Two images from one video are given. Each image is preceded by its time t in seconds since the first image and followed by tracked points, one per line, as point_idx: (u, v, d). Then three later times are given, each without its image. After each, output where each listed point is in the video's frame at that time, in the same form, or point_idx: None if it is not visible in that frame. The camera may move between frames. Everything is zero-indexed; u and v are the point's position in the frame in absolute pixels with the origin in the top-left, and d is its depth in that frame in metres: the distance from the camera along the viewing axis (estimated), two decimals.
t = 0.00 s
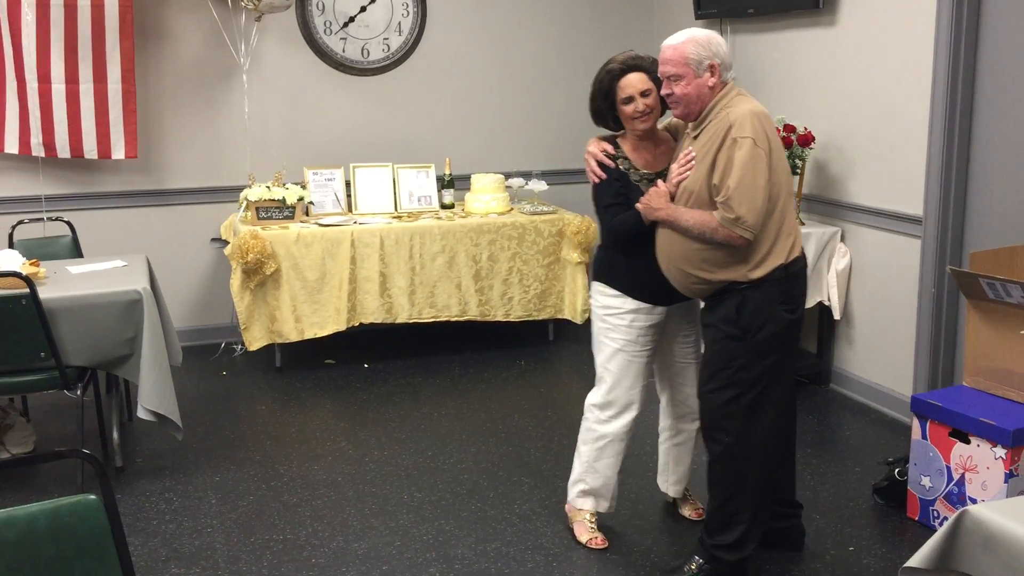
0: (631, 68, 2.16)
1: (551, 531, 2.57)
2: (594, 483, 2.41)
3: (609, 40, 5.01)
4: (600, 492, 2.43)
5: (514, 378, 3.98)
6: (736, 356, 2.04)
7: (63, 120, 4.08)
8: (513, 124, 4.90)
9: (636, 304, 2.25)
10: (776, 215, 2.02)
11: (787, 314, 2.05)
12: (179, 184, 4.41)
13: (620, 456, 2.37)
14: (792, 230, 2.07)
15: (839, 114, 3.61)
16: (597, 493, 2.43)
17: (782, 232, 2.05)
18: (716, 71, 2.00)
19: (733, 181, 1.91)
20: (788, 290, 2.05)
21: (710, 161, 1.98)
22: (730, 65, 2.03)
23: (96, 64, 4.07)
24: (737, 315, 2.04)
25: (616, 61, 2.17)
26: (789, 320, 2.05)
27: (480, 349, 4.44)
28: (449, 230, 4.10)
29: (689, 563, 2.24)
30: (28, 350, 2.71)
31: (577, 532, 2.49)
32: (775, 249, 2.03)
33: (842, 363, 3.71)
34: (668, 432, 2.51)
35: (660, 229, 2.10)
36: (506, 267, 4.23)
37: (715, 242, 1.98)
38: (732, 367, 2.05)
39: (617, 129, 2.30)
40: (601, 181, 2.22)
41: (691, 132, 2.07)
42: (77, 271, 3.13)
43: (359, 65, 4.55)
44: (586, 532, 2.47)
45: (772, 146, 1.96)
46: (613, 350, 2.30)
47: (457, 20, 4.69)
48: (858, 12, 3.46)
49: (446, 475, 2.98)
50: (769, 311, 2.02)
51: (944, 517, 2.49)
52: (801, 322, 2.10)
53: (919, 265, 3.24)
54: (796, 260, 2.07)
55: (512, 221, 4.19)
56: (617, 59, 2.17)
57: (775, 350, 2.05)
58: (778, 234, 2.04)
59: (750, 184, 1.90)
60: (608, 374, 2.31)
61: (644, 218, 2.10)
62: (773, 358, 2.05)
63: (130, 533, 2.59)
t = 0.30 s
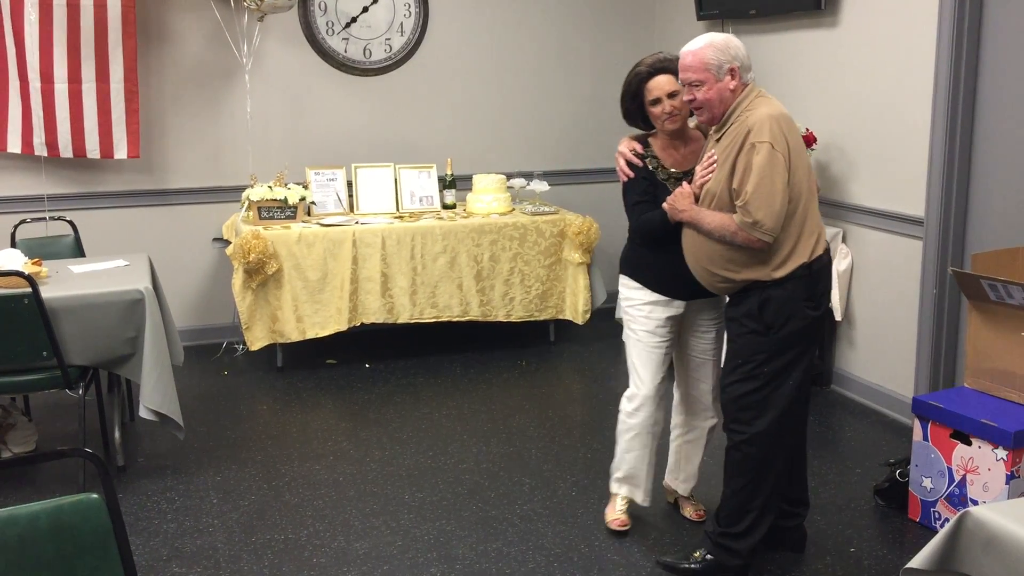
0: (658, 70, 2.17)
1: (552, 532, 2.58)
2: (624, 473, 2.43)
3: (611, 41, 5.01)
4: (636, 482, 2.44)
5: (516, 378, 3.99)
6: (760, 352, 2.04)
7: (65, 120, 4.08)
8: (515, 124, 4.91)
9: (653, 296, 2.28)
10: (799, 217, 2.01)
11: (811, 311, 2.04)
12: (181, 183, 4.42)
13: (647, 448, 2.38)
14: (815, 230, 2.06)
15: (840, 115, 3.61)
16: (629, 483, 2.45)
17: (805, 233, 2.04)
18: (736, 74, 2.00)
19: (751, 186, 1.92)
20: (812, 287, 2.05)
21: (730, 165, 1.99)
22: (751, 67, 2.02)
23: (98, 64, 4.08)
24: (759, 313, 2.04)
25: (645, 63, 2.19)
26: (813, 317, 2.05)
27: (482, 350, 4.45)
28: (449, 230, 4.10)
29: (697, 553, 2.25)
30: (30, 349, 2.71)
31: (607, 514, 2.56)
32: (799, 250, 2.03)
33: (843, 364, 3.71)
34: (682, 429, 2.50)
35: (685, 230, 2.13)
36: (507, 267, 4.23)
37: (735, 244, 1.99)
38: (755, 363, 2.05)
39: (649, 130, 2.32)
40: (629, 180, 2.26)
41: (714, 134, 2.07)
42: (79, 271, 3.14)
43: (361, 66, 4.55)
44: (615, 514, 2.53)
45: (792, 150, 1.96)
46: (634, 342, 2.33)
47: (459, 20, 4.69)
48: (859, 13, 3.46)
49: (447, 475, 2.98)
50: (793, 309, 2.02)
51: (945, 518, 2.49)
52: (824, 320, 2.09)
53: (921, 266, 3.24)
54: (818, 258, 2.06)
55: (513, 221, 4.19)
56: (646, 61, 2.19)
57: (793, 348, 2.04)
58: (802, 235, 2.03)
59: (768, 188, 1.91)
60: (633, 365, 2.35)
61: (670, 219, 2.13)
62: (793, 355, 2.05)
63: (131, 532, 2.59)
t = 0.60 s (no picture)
0: (676, 67, 2.16)
1: (554, 531, 2.58)
2: (633, 472, 2.42)
3: (612, 41, 5.01)
4: (641, 482, 2.43)
5: (517, 378, 3.99)
6: (767, 349, 2.04)
7: (67, 120, 4.09)
8: (516, 124, 4.91)
9: (665, 296, 2.27)
10: (806, 212, 2.01)
11: (820, 308, 2.03)
12: (182, 183, 4.42)
13: (656, 447, 2.38)
14: (825, 227, 2.05)
15: (842, 115, 3.61)
16: (637, 482, 2.44)
17: (814, 228, 2.03)
18: (745, 70, 2.00)
19: (757, 178, 1.92)
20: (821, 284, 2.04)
21: (738, 157, 1.99)
22: (764, 63, 2.02)
23: (100, 64, 4.08)
24: (767, 309, 2.04)
25: (664, 60, 2.17)
26: (822, 315, 2.03)
27: (484, 349, 4.45)
28: (450, 230, 4.10)
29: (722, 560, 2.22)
30: (32, 350, 2.72)
31: (612, 514, 2.55)
32: (806, 246, 2.02)
33: (845, 363, 3.71)
34: (685, 427, 2.50)
35: (693, 224, 2.13)
36: (509, 267, 4.23)
37: (741, 236, 2.00)
38: (762, 361, 2.05)
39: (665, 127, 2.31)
40: (643, 177, 2.25)
41: (724, 129, 2.07)
42: (81, 271, 3.14)
43: (362, 66, 4.55)
44: (620, 515, 2.53)
45: (801, 144, 1.95)
46: (645, 340, 2.33)
47: (460, 20, 4.69)
48: (861, 13, 3.46)
49: (448, 475, 2.98)
50: (801, 307, 2.01)
51: (947, 517, 2.49)
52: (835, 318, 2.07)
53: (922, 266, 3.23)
54: (827, 256, 2.06)
55: (515, 221, 4.19)
56: (665, 58, 2.18)
57: (802, 347, 2.03)
58: (810, 230, 2.02)
59: (774, 180, 1.90)
60: (643, 364, 2.35)
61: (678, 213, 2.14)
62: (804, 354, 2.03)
63: (133, 533, 2.59)
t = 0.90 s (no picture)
0: (673, 67, 2.16)
1: (555, 531, 2.57)
2: (615, 476, 2.36)
3: (611, 40, 5.01)
4: (621, 487, 2.38)
5: (518, 378, 3.99)
6: (768, 354, 2.05)
7: (67, 121, 4.09)
8: (517, 124, 4.91)
9: (662, 297, 2.26)
10: (804, 214, 2.01)
11: (819, 313, 2.03)
12: (182, 185, 4.42)
13: (642, 450, 2.34)
14: (823, 229, 2.05)
15: (842, 114, 3.61)
16: (618, 488, 2.38)
17: (811, 231, 2.03)
18: (734, 71, 1.99)
19: (754, 180, 1.91)
20: (820, 287, 2.03)
21: (735, 158, 1.99)
22: (765, 63, 2.01)
23: (100, 65, 4.08)
24: (766, 316, 2.04)
25: (660, 59, 2.18)
26: (821, 318, 2.03)
27: (484, 349, 4.45)
28: (450, 231, 4.10)
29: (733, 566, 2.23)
30: (33, 351, 2.72)
31: (596, 531, 2.44)
32: (804, 248, 2.02)
33: (845, 363, 3.71)
34: (682, 428, 2.51)
35: (691, 225, 2.13)
36: (509, 268, 4.23)
37: (738, 238, 1.99)
38: (764, 366, 2.05)
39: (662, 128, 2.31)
40: (640, 177, 2.25)
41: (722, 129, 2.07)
42: (82, 272, 3.14)
43: (361, 66, 4.55)
44: (604, 531, 2.42)
45: (799, 145, 1.95)
46: (637, 341, 2.30)
47: (460, 20, 4.69)
48: (860, 12, 3.46)
49: (449, 475, 2.99)
50: (800, 311, 2.01)
51: (947, 517, 2.49)
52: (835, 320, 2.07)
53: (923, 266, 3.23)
54: (825, 259, 2.06)
55: (515, 221, 4.19)
56: (661, 57, 2.18)
57: (804, 351, 2.03)
58: (808, 232, 2.02)
59: (771, 181, 1.90)
60: (633, 365, 2.32)
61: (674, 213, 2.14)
62: (806, 358, 2.04)
63: (134, 533, 2.60)
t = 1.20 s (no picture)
0: (655, 62, 2.16)
1: (556, 532, 2.57)
2: (617, 491, 2.37)
3: (611, 40, 5.01)
4: (624, 500, 2.39)
5: (518, 379, 3.99)
6: (762, 360, 2.04)
7: (67, 122, 4.09)
8: (516, 124, 4.91)
9: (646, 306, 2.24)
10: (800, 216, 2.01)
11: (812, 317, 2.04)
12: (183, 185, 4.42)
13: (640, 461, 2.35)
14: (816, 231, 2.06)
15: (842, 113, 3.61)
16: (621, 501, 2.39)
17: (806, 233, 2.04)
18: (723, 70, 1.99)
19: (757, 180, 1.90)
20: (813, 292, 2.05)
21: (733, 158, 1.98)
22: (759, 62, 2.01)
23: (101, 66, 4.08)
24: (761, 321, 2.03)
25: (637, 54, 2.17)
26: (814, 323, 2.04)
27: (484, 349, 4.45)
28: (450, 231, 4.10)
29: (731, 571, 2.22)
30: (33, 352, 2.72)
31: (605, 542, 2.44)
32: (799, 250, 2.03)
33: (845, 362, 3.71)
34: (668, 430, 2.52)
35: (680, 227, 2.10)
36: (509, 268, 4.23)
37: (736, 240, 1.98)
38: (760, 373, 2.05)
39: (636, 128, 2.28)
40: (619, 177, 2.21)
41: (715, 129, 2.06)
42: (82, 273, 3.14)
43: (361, 67, 4.55)
44: (614, 542, 2.42)
45: (797, 144, 1.96)
46: (623, 354, 2.29)
47: (460, 20, 4.69)
48: (860, 12, 3.46)
49: (450, 475, 2.98)
50: (794, 316, 2.02)
51: (948, 516, 2.49)
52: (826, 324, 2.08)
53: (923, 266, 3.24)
54: (818, 262, 2.07)
55: (515, 221, 4.19)
56: (638, 53, 2.17)
57: (797, 355, 2.04)
58: (803, 234, 2.03)
59: (774, 180, 1.90)
60: (621, 378, 2.30)
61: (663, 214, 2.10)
62: (799, 362, 2.05)
63: (135, 534, 2.60)
